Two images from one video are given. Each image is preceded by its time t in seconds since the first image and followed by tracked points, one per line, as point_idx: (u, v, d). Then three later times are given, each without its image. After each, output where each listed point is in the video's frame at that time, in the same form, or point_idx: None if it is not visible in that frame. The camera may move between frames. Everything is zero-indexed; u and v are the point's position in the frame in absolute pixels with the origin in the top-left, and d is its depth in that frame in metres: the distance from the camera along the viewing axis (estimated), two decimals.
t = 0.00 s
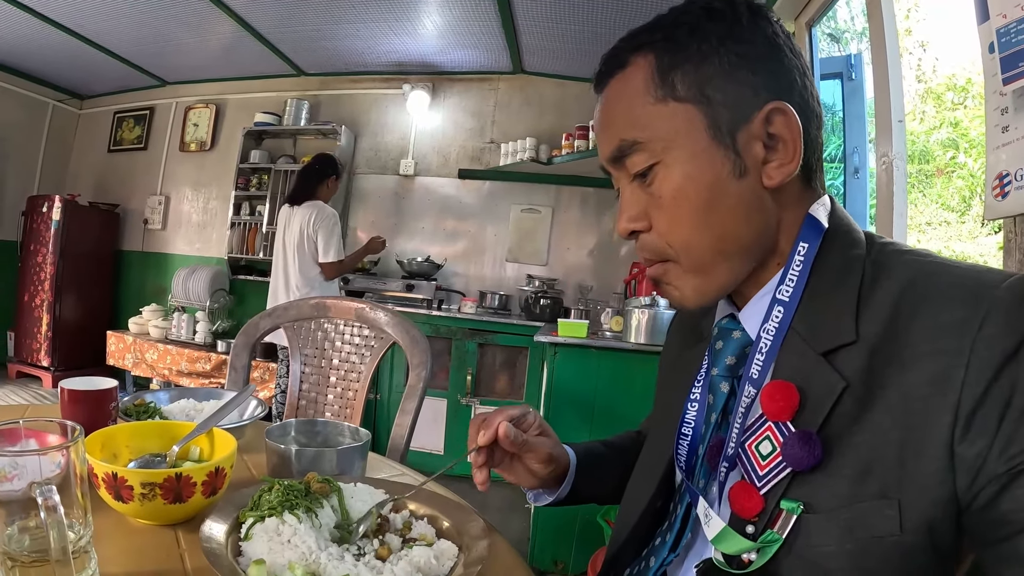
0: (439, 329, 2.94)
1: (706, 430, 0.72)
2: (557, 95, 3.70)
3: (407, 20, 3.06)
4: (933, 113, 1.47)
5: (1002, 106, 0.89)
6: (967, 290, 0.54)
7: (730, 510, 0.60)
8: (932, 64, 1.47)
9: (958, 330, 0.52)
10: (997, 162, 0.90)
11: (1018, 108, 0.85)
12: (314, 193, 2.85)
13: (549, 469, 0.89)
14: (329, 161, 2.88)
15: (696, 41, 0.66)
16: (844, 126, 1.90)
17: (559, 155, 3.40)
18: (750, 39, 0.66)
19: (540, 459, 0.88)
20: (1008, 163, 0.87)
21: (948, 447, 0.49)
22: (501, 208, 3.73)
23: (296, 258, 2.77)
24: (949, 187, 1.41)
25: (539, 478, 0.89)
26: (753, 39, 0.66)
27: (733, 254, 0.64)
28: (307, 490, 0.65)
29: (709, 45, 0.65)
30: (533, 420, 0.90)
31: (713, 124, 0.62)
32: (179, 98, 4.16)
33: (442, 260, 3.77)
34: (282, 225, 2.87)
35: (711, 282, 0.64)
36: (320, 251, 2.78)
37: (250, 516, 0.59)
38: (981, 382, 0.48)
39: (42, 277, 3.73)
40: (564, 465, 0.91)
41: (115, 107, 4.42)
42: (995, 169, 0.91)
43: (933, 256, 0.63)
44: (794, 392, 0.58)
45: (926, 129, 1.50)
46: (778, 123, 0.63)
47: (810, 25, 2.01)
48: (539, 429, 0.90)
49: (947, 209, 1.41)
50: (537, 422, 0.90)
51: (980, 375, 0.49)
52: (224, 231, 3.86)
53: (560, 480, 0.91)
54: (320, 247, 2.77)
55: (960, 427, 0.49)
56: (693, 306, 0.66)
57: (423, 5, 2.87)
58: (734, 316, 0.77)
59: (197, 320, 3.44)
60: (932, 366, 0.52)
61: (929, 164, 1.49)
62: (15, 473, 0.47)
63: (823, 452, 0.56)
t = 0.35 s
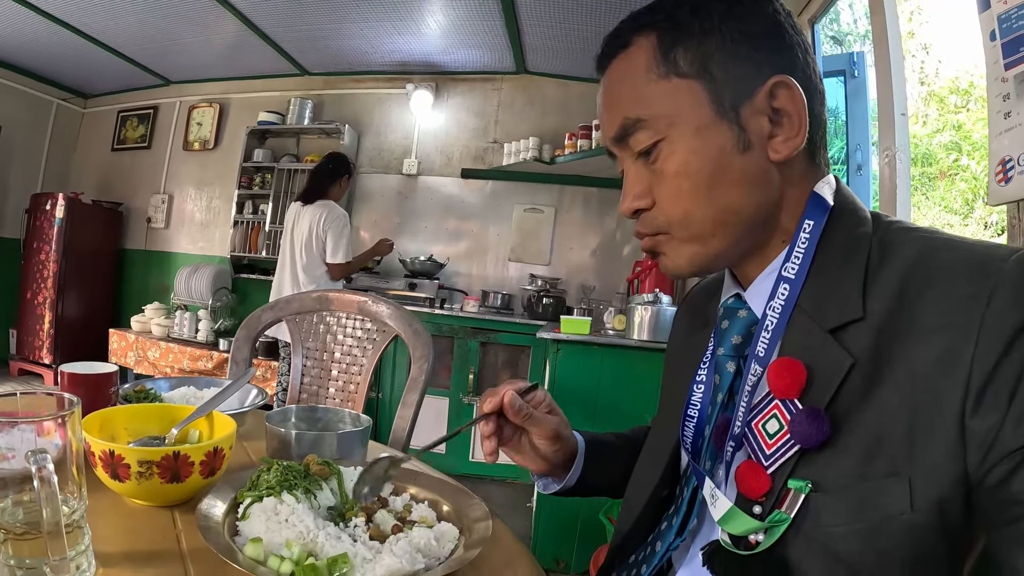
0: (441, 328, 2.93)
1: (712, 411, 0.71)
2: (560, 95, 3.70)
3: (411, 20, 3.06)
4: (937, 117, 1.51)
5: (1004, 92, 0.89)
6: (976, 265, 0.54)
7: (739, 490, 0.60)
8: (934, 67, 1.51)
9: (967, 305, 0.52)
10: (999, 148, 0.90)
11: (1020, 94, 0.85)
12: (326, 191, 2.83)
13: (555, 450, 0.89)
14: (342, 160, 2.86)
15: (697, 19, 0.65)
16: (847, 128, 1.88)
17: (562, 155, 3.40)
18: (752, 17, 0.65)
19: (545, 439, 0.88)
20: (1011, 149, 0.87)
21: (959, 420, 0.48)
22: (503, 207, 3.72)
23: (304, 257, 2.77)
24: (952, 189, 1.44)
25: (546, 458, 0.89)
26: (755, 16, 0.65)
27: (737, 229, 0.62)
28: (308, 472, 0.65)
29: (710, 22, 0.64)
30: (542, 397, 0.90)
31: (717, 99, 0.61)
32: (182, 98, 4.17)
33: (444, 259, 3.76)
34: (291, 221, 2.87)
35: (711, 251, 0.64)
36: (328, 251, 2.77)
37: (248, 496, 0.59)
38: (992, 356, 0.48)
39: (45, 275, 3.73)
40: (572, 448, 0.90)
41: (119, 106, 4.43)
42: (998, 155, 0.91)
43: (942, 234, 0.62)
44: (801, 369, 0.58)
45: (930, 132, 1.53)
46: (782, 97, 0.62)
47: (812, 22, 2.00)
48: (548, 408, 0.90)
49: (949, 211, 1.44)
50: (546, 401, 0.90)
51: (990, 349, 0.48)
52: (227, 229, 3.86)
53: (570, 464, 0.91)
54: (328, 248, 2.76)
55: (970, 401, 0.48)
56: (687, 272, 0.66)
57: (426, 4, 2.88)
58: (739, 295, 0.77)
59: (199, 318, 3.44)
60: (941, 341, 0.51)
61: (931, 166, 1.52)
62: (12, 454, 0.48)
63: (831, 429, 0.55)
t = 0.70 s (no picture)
0: (442, 326, 2.91)
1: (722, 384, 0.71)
2: (563, 95, 3.70)
3: (414, 18, 3.06)
4: (937, 120, 1.45)
5: (1003, 73, 0.90)
6: (989, 233, 0.53)
7: (749, 461, 0.58)
8: (935, 69, 1.46)
9: (981, 269, 0.51)
10: (1000, 129, 0.91)
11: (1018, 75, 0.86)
12: (337, 189, 2.85)
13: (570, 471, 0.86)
14: (354, 159, 2.88)
15: None
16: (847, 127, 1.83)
17: (564, 153, 3.40)
18: None
19: (564, 462, 0.85)
20: (1013, 128, 0.87)
21: (973, 385, 0.47)
22: (505, 206, 3.72)
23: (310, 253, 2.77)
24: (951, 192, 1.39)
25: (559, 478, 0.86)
26: None
27: (751, 190, 0.63)
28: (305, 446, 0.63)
29: None
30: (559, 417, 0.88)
31: (727, 63, 0.62)
32: (186, 96, 4.18)
33: (446, 258, 3.75)
34: (299, 218, 2.87)
35: (722, 217, 0.64)
36: (335, 251, 2.76)
37: (244, 468, 0.58)
38: (1006, 322, 0.47)
39: (46, 273, 3.73)
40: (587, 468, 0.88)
41: (122, 104, 4.44)
42: (999, 134, 0.92)
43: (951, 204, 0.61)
44: (813, 337, 0.57)
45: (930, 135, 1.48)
46: (792, 61, 0.63)
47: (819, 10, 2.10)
48: (564, 429, 0.88)
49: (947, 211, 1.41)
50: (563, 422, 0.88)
51: (1004, 315, 0.47)
52: (228, 228, 3.86)
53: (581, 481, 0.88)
54: (335, 248, 2.76)
55: (986, 367, 0.47)
56: (698, 239, 0.67)
57: (428, 3, 2.88)
58: (748, 267, 0.76)
59: (200, 316, 3.43)
60: (954, 307, 0.50)
61: (931, 169, 1.47)
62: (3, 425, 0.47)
63: (845, 396, 0.54)
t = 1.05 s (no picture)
0: (444, 324, 2.90)
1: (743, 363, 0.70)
2: (565, 94, 3.69)
3: (416, 17, 3.05)
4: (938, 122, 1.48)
5: (1008, 60, 0.92)
6: (1012, 210, 0.52)
7: (770, 440, 0.57)
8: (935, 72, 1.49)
9: (1002, 248, 0.50)
10: (1007, 114, 0.92)
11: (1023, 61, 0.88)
12: (346, 187, 2.82)
13: (596, 444, 0.86)
14: (364, 159, 2.84)
15: None
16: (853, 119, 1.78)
17: (567, 152, 3.40)
18: None
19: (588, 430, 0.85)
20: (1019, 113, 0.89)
21: (992, 361, 0.47)
22: (507, 205, 3.71)
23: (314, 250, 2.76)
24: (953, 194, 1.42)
25: (585, 453, 0.86)
26: None
27: (770, 169, 0.62)
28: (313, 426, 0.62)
29: None
30: (579, 386, 0.87)
31: (747, 40, 0.61)
32: (188, 95, 4.18)
33: (448, 257, 3.74)
34: (305, 215, 2.87)
35: (741, 195, 0.63)
36: (341, 250, 2.74)
37: (250, 447, 0.57)
38: None
39: (47, 271, 3.72)
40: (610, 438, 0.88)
41: (124, 103, 4.44)
42: (1005, 120, 0.92)
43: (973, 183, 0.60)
44: (835, 314, 0.56)
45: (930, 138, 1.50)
46: (810, 40, 0.62)
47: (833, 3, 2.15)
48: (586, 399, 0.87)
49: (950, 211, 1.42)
50: (584, 390, 0.87)
51: None
52: (230, 226, 3.85)
53: (604, 459, 0.88)
54: (341, 247, 2.74)
55: (1007, 342, 0.47)
56: (717, 220, 0.65)
57: (430, 2, 2.88)
58: (769, 248, 0.75)
59: (201, 315, 3.42)
60: (976, 282, 0.50)
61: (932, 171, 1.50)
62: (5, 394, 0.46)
63: (867, 372, 0.53)
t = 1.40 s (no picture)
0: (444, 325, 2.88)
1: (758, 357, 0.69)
2: (567, 95, 3.68)
3: (418, 17, 3.04)
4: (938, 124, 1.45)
5: (1016, 54, 0.91)
6: None
7: (785, 434, 0.57)
8: (935, 74, 1.46)
9: None
10: (1016, 108, 0.90)
11: None
12: (349, 186, 2.81)
13: (601, 441, 0.84)
14: (368, 160, 2.85)
15: None
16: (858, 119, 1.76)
17: (568, 153, 3.38)
18: None
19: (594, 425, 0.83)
20: None
21: (1013, 354, 0.46)
22: (509, 206, 3.70)
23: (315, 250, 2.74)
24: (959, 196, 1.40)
25: (589, 449, 0.85)
26: None
27: (784, 158, 0.61)
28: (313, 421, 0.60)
29: None
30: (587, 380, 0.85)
31: (764, 28, 0.60)
32: (189, 95, 4.18)
33: (449, 258, 3.73)
34: (309, 215, 2.84)
35: (757, 184, 0.62)
36: (343, 250, 2.73)
37: (249, 442, 0.55)
38: None
39: (46, 270, 3.71)
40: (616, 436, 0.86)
41: (125, 103, 4.43)
42: (1014, 114, 0.91)
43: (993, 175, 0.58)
44: (852, 305, 0.55)
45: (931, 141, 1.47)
46: (827, 30, 0.61)
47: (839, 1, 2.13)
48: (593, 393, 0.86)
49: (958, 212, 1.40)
50: (591, 384, 0.86)
51: None
52: (230, 226, 3.84)
53: (612, 456, 0.86)
54: (343, 247, 2.73)
55: None
56: (732, 208, 0.65)
57: (432, 2, 2.87)
58: (784, 241, 0.73)
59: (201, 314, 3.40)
60: (998, 271, 0.48)
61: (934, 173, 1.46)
62: None
63: (886, 364, 0.52)
